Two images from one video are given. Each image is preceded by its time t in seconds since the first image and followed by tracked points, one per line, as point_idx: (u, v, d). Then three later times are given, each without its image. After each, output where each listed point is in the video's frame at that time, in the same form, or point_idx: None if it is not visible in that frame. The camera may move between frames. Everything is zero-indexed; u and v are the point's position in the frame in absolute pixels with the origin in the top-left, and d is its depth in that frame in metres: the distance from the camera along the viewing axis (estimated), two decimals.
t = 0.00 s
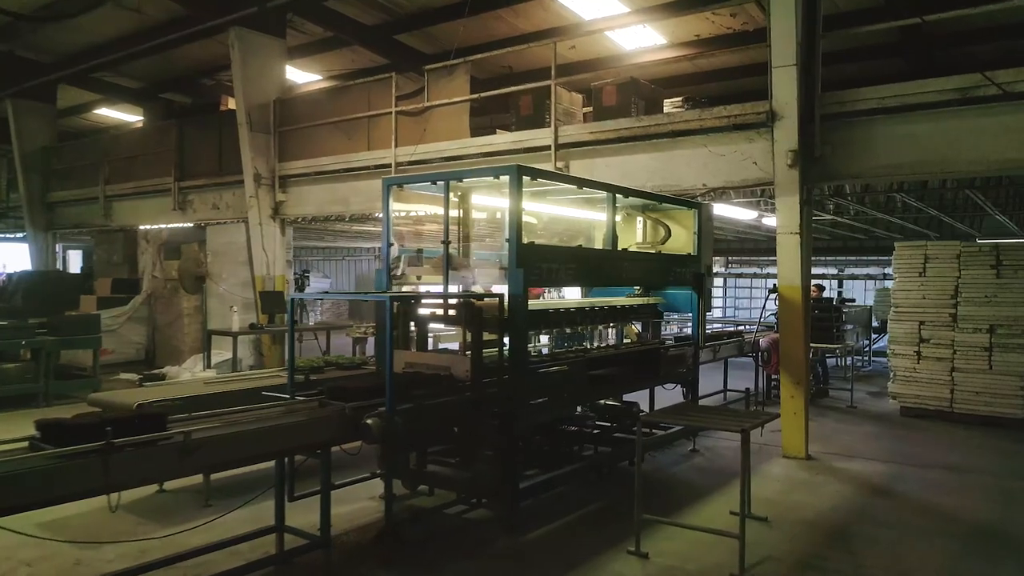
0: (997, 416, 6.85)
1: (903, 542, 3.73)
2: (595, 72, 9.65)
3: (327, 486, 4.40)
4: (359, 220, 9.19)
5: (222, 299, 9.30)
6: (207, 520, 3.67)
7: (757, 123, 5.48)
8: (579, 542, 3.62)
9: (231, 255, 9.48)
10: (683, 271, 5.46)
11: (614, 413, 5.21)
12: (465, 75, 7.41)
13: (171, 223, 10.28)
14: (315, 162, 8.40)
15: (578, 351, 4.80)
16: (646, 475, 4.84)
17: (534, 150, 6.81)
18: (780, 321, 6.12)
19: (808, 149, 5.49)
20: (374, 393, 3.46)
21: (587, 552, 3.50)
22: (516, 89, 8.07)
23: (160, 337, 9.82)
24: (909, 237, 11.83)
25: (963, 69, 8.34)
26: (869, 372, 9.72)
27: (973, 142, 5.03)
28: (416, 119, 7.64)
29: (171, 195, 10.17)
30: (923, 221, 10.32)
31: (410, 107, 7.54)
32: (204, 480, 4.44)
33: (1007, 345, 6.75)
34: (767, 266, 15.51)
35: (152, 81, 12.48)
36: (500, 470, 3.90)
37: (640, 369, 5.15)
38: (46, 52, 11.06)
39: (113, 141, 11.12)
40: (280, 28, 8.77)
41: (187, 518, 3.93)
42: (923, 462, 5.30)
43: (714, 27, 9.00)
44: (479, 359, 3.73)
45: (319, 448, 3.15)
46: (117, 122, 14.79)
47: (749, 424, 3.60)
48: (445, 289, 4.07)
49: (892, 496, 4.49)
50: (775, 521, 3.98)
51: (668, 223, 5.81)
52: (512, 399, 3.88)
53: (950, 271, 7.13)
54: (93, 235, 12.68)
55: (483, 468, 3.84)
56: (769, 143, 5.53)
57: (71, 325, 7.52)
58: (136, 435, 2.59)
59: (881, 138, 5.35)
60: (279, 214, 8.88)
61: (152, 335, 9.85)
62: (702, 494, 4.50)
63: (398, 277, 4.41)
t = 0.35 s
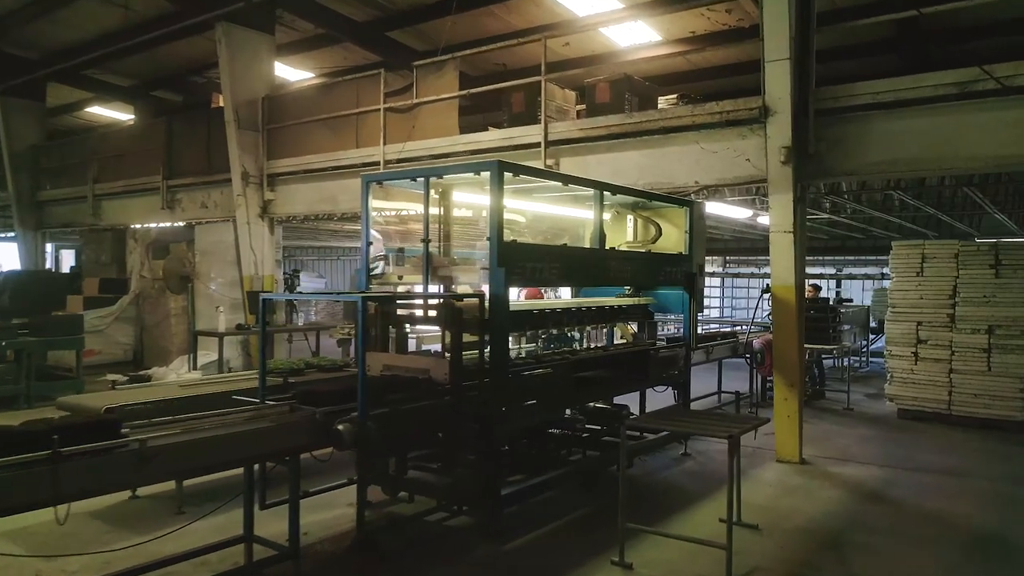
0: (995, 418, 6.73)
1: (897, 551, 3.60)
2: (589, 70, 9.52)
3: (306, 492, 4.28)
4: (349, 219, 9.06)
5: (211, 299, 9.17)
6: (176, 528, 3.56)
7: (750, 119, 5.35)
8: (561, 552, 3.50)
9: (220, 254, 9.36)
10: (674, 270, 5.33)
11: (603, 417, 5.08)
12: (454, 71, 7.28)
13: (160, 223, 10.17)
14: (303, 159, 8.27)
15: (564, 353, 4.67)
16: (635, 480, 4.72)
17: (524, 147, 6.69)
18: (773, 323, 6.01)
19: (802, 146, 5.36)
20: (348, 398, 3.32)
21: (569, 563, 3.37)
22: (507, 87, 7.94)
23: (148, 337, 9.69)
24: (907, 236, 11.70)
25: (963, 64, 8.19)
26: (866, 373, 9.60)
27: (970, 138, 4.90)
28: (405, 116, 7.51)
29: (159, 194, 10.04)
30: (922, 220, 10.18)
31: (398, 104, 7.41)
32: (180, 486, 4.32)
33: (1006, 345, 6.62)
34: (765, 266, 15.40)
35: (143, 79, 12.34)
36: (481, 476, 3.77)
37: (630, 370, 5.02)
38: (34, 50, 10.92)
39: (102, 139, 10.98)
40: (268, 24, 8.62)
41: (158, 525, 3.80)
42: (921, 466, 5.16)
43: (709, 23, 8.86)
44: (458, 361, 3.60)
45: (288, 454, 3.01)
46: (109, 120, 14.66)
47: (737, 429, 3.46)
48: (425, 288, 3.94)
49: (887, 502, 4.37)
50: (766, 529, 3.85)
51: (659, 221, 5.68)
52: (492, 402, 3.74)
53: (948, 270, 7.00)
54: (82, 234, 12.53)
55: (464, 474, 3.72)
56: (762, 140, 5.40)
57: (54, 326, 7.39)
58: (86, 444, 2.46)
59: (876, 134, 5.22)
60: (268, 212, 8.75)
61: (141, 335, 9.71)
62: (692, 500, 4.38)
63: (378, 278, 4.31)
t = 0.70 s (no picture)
0: (993, 421, 6.60)
1: (891, 561, 3.46)
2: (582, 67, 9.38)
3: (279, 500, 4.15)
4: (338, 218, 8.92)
5: (198, 299, 9.03)
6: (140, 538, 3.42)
7: (742, 114, 5.20)
8: (540, 564, 3.37)
9: (208, 254, 9.23)
10: (664, 269, 5.19)
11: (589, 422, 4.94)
12: (442, 67, 7.15)
13: (147, 222, 10.03)
14: (289, 157, 8.14)
15: (548, 355, 4.53)
16: (622, 487, 4.58)
17: (512, 145, 6.55)
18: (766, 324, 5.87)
19: (795, 142, 5.22)
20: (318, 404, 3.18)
21: None
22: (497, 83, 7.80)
23: (135, 338, 9.56)
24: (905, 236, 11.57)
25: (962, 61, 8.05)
26: (863, 375, 9.47)
27: (967, 135, 4.77)
28: (392, 113, 7.38)
29: (147, 193, 9.89)
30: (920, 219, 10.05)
31: (385, 100, 7.28)
32: (150, 493, 4.19)
33: (1004, 347, 6.49)
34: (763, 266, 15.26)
35: (133, 77, 12.19)
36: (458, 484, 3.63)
37: (618, 373, 4.88)
38: (21, 47, 10.77)
39: (91, 137, 10.84)
40: (255, 20, 8.47)
41: (124, 534, 3.66)
42: (916, 471, 5.03)
43: (704, 18, 8.72)
44: (435, 365, 3.45)
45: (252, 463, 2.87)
46: (100, 119, 14.51)
47: (724, 436, 3.33)
48: (402, 289, 3.80)
49: (881, 509, 4.24)
50: (755, 538, 3.72)
51: (648, 220, 5.54)
52: (471, 407, 3.60)
53: (946, 270, 6.86)
54: (72, 234, 12.39)
55: (440, 481, 3.58)
56: (754, 136, 5.26)
57: (34, 327, 7.25)
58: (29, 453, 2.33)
59: (871, 131, 5.08)
60: (255, 211, 8.61)
61: (127, 336, 9.57)
62: (680, 507, 4.25)
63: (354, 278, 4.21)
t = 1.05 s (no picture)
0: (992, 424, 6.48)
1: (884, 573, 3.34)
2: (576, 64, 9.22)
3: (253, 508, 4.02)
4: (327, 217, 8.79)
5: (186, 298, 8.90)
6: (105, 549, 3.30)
7: (734, 111, 5.07)
8: None
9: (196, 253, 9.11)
10: (654, 270, 5.06)
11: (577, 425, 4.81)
12: (430, 63, 7.02)
13: (135, 221, 9.90)
14: (277, 155, 8.01)
15: (532, 358, 4.40)
16: (608, 493, 4.46)
17: (501, 142, 6.42)
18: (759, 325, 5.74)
19: (788, 139, 5.10)
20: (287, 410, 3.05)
21: None
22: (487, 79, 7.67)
23: (122, 339, 9.43)
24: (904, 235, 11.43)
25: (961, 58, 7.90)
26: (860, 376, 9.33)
27: (965, 131, 4.64)
28: (380, 110, 7.25)
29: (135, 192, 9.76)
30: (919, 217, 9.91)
31: (373, 97, 7.15)
32: (121, 500, 4.06)
33: (1003, 348, 6.37)
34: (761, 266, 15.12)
35: (123, 75, 12.05)
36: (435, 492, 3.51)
37: (606, 375, 4.75)
38: (8, 44, 10.64)
39: (79, 136, 10.71)
40: (243, 16, 8.33)
41: (90, 544, 3.53)
42: (913, 476, 4.91)
43: (699, 15, 8.57)
44: (410, 368, 3.32)
45: (215, 472, 2.75)
46: (92, 118, 14.35)
47: (711, 443, 3.20)
48: (379, 289, 3.68)
49: (874, 516, 4.12)
50: (744, 547, 3.59)
51: (638, 218, 5.41)
52: (449, 412, 3.48)
53: (944, 269, 6.73)
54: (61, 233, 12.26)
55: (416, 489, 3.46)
56: (747, 132, 5.13)
57: (17, 328, 7.13)
58: None
59: (866, 127, 4.95)
60: (242, 210, 8.49)
61: (114, 337, 9.44)
62: (667, 514, 4.12)
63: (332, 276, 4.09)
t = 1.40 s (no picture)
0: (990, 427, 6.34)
1: None
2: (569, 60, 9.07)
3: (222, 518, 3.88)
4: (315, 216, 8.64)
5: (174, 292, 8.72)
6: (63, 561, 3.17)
7: (724, 106, 4.93)
8: None
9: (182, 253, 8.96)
10: (642, 270, 4.92)
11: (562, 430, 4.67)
12: (416, 59, 6.88)
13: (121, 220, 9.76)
14: (262, 153, 7.87)
15: (514, 360, 4.26)
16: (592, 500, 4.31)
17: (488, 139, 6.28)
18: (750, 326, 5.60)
19: (779, 136, 4.96)
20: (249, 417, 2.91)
21: None
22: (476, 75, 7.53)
23: (108, 340, 9.28)
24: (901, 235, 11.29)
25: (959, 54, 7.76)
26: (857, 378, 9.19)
27: (961, 126, 4.50)
28: (366, 107, 7.11)
29: (121, 190, 9.61)
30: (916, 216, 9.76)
31: (358, 93, 7.01)
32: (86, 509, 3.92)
33: (1001, 349, 6.23)
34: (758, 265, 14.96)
35: (112, 72, 11.89)
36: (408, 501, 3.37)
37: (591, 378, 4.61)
38: None
39: (66, 134, 10.56)
40: (228, 11, 8.18)
41: (50, 555, 3.39)
42: (907, 481, 4.77)
43: (693, 10, 8.42)
44: (380, 373, 3.18)
45: (169, 482, 2.60)
46: (82, 116, 14.19)
47: (693, 450, 3.07)
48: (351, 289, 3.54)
49: (866, 523, 3.99)
50: (730, 558, 3.46)
51: (626, 217, 5.27)
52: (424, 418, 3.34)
53: (941, 269, 6.58)
54: (49, 233, 12.11)
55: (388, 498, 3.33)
56: (737, 128, 4.99)
57: None
58: None
59: (859, 122, 4.81)
60: (228, 209, 8.35)
61: (99, 339, 9.29)
62: (652, 522, 3.99)
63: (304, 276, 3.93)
